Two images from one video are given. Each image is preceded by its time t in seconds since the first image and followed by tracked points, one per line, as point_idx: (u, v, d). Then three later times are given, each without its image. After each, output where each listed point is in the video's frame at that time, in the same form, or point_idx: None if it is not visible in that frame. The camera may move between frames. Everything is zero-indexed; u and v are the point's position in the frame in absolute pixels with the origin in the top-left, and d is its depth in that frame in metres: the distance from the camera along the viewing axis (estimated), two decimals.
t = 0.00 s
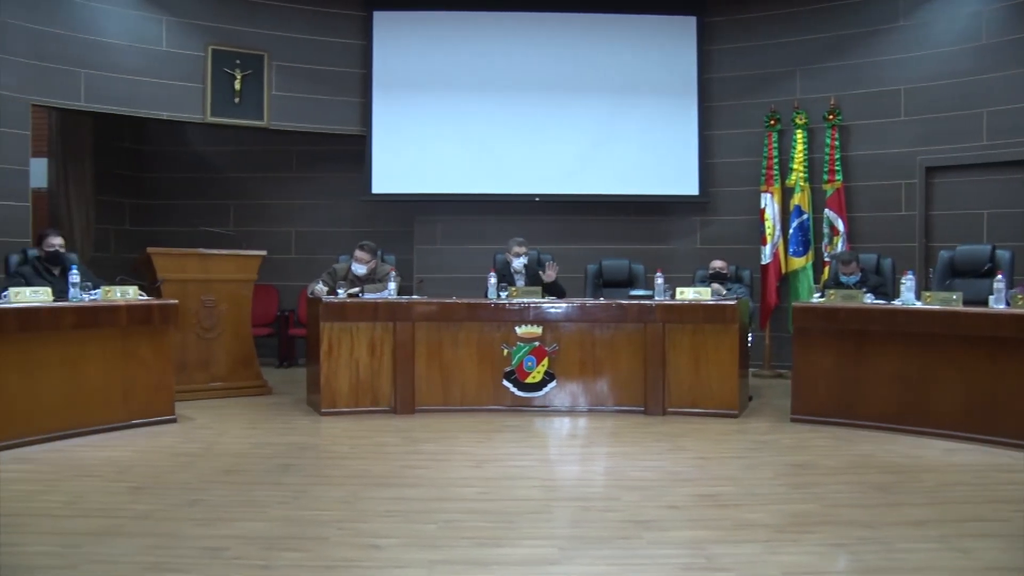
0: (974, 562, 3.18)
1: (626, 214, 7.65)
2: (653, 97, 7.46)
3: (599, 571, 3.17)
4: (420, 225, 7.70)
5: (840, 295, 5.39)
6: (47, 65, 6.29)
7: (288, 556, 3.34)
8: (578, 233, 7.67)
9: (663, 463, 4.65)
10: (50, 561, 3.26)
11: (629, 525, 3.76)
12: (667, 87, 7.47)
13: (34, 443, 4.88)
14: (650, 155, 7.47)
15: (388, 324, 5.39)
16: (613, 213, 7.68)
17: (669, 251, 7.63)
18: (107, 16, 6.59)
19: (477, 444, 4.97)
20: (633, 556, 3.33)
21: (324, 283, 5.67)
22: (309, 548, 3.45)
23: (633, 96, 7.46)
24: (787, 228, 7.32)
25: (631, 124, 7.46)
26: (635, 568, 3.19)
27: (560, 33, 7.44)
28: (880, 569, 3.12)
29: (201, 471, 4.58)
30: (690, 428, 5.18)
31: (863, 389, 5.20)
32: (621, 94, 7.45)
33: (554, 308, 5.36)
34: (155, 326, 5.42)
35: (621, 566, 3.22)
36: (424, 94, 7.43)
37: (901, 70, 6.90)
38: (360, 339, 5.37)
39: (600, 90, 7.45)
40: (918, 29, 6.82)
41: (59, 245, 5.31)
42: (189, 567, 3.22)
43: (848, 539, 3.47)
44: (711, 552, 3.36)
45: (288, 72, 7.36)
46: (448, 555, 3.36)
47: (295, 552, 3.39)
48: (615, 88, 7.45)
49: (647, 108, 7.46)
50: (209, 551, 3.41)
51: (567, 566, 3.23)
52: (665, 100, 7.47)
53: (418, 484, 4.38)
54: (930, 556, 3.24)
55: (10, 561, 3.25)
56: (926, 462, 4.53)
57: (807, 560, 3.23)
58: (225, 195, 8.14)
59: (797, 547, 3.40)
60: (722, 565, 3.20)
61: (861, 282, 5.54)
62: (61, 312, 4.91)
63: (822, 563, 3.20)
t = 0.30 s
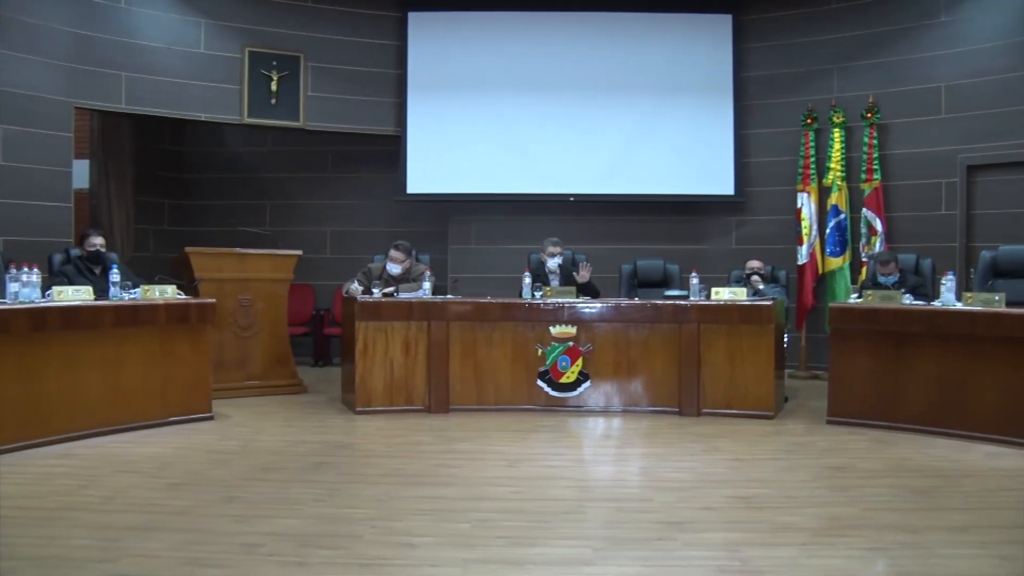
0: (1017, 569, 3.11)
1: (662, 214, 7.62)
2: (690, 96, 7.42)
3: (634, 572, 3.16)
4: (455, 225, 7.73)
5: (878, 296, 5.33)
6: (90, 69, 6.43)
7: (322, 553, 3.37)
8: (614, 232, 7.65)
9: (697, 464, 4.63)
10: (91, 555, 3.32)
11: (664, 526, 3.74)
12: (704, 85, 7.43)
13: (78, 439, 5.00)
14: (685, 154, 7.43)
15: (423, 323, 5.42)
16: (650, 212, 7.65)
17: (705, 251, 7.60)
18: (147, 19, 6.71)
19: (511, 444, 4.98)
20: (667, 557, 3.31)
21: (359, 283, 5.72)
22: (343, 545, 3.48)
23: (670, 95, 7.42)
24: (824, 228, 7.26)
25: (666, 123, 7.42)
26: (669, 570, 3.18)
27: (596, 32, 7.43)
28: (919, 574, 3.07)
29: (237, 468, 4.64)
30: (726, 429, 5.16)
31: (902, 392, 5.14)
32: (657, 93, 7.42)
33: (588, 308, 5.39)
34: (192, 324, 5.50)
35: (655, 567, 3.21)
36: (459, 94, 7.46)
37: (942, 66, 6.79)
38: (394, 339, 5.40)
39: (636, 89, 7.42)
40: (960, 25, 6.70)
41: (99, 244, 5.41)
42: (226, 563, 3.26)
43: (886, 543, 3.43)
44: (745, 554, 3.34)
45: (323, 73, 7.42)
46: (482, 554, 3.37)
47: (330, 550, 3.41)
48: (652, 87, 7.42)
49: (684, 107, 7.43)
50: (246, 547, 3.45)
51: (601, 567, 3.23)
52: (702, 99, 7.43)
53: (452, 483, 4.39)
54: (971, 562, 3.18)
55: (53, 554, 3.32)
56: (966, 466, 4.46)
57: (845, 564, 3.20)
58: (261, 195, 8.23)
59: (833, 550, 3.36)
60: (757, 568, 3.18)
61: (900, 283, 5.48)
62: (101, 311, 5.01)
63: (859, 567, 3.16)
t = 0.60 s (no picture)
0: None
1: (698, 214, 7.60)
2: (726, 94, 7.38)
3: (668, 572, 3.15)
4: (490, 224, 7.76)
5: (917, 295, 5.26)
6: (130, 71, 6.55)
7: (357, 550, 3.39)
8: (651, 231, 7.65)
9: (733, 465, 4.60)
10: (131, 548, 3.38)
11: (698, 527, 3.72)
12: (741, 83, 7.38)
13: (118, 434, 5.10)
14: (721, 152, 7.38)
15: (457, 322, 5.46)
16: (685, 211, 7.63)
17: (740, 250, 7.56)
18: (185, 21, 6.81)
19: (545, 443, 4.99)
20: (702, 558, 3.30)
21: (394, 281, 5.77)
22: (378, 542, 3.49)
23: (707, 94, 7.38)
24: (861, 227, 7.19)
25: (701, 121, 7.39)
26: (704, 570, 3.16)
27: (632, 31, 7.41)
28: None
29: (272, 464, 4.68)
30: (761, 431, 5.15)
31: (942, 394, 5.06)
32: (694, 92, 7.38)
33: (624, 308, 5.42)
34: (229, 321, 5.56)
35: (690, 568, 3.19)
36: (494, 93, 7.49)
37: (985, 62, 6.68)
38: (430, 337, 5.44)
39: (672, 88, 7.39)
40: (1003, 20, 6.59)
41: (139, 243, 5.48)
42: (262, 558, 3.29)
43: (925, 547, 3.38)
44: (781, 555, 3.30)
45: (358, 73, 7.47)
46: (516, 552, 3.37)
47: (364, 546, 3.44)
48: (688, 85, 7.38)
49: (721, 105, 7.38)
50: (281, 543, 3.48)
51: (634, 566, 3.22)
52: (736, 97, 7.38)
53: (486, 481, 4.40)
54: (1014, 568, 3.12)
55: (94, 547, 3.38)
56: (1008, 470, 4.38)
57: (883, 567, 3.16)
58: (295, 194, 8.31)
59: (871, 553, 3.32)
60: (793, 570, 3.15)
61: (941, 282, 5.42)
62: (139, 308, 5.09)
63: (898, 570, 3.12)
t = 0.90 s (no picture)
0: None
1: (727, 213, 7.57)
2: (757, 91, 7.33)
3: (696, 573, 3.13)
4: (518, 223, 7.77)
5: (950, 295, 5.17)
6: (162, 72, 6.68)
7: (385, 548, 3.40)
8: (679, 230, 7.63)
9: (761, 466, 4.57)
10: (162, 543, 3.42)
11: (726, 528, 3.69)
12: (772, 81, 7.32)
13: (150, 431, 5.17)
14: (750, 151, 7.34)
15: (485, 321, 5.48)
16: (715, 210, 7.59)
17: (769, 250, 7.51)
18: (216, 22, 6.91)
19: (573, 443, 5.00)
20: (730, 559, 3.27)
21: (422, 281, 5.79)
22: (405, 540, 3.50)
23: (737, 92, 7.33)
24: (892, 226, 7.12)
25: (731, 119, 7.34)
26: (732, 572, 3.14)
27: (661, 29, 7.38)
28: None
29: (300, 462, 4.71)
30: (789, 432, 5.12)
31: (976, 397, 4.99)
32: (724, 90, 7.34)
33: (652, 308, 5.43)
34: (259, 320, 5.60)
35: (718, 569, 3.17)
36: (522, 92, 7.49)
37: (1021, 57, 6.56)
38: (458, 335, 5.47)
39: (702, 87, 7.36)
40: None
41: (170, 242, 5.54)
42: (290, 555, 3.31)
43: (958, 551, 3.33)
44: (811, 558, 3.27)
45: (386, 73, 7.50)
46: (543, 552, 3.37)
47: (392, 545, 3.45)
48: (718, 84, 7.34)
49: (751, 103, 7.33)
50: (309, 540, 3.50)
51: (662, 567, 3.20)
52: (785, 103, 7.32)
53: (513, 480, 4.40)
54: None
55: (125, 542, 3.43)
56: None
57: (915, 571, 3.12)
58: (325, 194, 8.37)
59: (902, 557, 3.28)
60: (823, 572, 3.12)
61: (975, 282, 5.35)
62: (171, 307, 5.16)
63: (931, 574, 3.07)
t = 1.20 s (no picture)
0: None
1: (761, 213, 7.53)
2: (790, 91, 7.28)
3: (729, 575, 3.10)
4: (550, 223, 7.78)
5: (989, 297, 5.12)
6: (198, 74, 6.78)
7: (418, 547, 3.42)
8: (713, 230, 7.60)
9: (794, 468, 4.54)
10: (197, 539, 3.46)
11: (759, 530, 3.66)
12: (805, 80, 7.27)
13: (186, 429, 5.23)
14: (785, 150, 7.28)
15: (517, 321, 5.52)
16: (748, 210, 7.56)
17: (802, 250, 7.47)
18: (249, 24, 6.99)
19: (605, 443, 5.00)
20: (764, 562, 3.25)
21: (455, 280, 5.84)
22: (437, 540, 3.51)
23: (770, 90, 7.28)
24: (929, 226, 7.04)
25: (766, 118, 7.29)
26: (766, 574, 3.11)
27: (692, 28, 7.35)
28: None
29: (332, 460, 4.75)
30: (822, 434, 5.09)
31: (1017, 401, 4.91)
32: (757, 89, 7.29)
33: (685, 308, 5.43)
34: (293, 319, 5.66)
35: (751, 571, 3.15)
36: (555, 93, 7.50)
37: None
38: (490, 335, 5.53)
39: (734, 86, 7.31)
40: None
41: (205, 242, 5.60)
42: (323, 552, 3.33)
43: (998, 557, 3.27)
44: (846, 562, 3.23)
45: (418, 73, 7.53)
46: (575, 552, 3.36)
47: (424, 543, 3.46)
48: (752, 82, 7.29)
49: (783, 101, 7.28)
50: (342, 538, 3.52)
51: (694, 569, 3.18)
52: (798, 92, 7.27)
53: (544, 480, 4.40)
54: None
55: (161, 537, 3.47)
56: None
57: None
58: (358, 194, 8.44)
59: (940, 562, 3.23)
60: None
61: (1014, 284, 5.28)
62: (207, 305, 5.21)
63: None
